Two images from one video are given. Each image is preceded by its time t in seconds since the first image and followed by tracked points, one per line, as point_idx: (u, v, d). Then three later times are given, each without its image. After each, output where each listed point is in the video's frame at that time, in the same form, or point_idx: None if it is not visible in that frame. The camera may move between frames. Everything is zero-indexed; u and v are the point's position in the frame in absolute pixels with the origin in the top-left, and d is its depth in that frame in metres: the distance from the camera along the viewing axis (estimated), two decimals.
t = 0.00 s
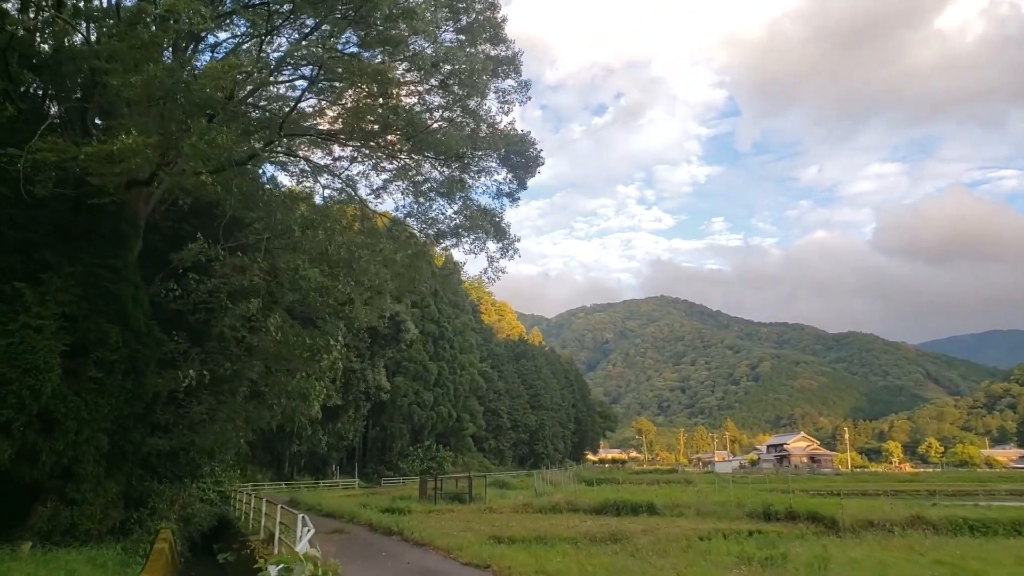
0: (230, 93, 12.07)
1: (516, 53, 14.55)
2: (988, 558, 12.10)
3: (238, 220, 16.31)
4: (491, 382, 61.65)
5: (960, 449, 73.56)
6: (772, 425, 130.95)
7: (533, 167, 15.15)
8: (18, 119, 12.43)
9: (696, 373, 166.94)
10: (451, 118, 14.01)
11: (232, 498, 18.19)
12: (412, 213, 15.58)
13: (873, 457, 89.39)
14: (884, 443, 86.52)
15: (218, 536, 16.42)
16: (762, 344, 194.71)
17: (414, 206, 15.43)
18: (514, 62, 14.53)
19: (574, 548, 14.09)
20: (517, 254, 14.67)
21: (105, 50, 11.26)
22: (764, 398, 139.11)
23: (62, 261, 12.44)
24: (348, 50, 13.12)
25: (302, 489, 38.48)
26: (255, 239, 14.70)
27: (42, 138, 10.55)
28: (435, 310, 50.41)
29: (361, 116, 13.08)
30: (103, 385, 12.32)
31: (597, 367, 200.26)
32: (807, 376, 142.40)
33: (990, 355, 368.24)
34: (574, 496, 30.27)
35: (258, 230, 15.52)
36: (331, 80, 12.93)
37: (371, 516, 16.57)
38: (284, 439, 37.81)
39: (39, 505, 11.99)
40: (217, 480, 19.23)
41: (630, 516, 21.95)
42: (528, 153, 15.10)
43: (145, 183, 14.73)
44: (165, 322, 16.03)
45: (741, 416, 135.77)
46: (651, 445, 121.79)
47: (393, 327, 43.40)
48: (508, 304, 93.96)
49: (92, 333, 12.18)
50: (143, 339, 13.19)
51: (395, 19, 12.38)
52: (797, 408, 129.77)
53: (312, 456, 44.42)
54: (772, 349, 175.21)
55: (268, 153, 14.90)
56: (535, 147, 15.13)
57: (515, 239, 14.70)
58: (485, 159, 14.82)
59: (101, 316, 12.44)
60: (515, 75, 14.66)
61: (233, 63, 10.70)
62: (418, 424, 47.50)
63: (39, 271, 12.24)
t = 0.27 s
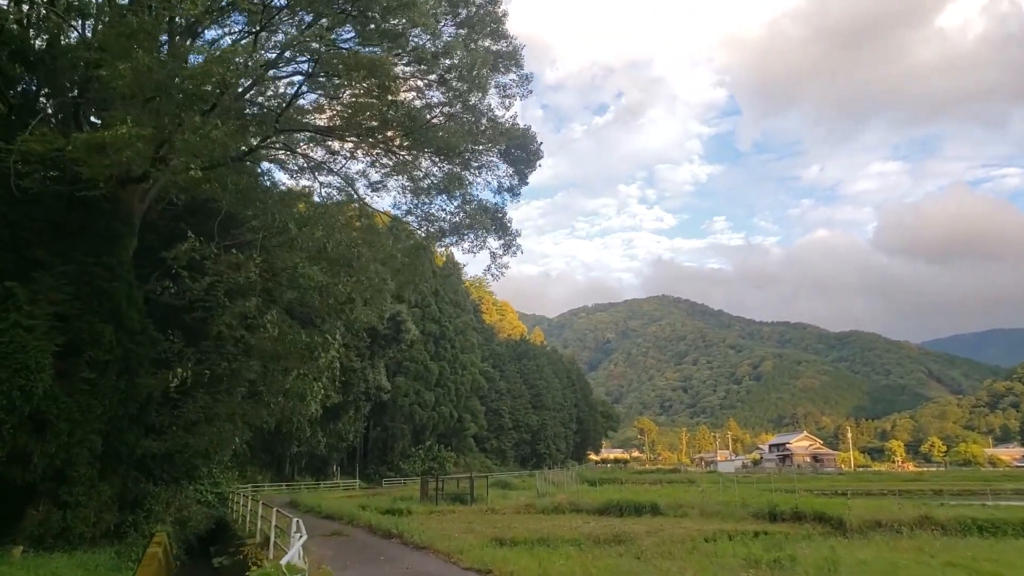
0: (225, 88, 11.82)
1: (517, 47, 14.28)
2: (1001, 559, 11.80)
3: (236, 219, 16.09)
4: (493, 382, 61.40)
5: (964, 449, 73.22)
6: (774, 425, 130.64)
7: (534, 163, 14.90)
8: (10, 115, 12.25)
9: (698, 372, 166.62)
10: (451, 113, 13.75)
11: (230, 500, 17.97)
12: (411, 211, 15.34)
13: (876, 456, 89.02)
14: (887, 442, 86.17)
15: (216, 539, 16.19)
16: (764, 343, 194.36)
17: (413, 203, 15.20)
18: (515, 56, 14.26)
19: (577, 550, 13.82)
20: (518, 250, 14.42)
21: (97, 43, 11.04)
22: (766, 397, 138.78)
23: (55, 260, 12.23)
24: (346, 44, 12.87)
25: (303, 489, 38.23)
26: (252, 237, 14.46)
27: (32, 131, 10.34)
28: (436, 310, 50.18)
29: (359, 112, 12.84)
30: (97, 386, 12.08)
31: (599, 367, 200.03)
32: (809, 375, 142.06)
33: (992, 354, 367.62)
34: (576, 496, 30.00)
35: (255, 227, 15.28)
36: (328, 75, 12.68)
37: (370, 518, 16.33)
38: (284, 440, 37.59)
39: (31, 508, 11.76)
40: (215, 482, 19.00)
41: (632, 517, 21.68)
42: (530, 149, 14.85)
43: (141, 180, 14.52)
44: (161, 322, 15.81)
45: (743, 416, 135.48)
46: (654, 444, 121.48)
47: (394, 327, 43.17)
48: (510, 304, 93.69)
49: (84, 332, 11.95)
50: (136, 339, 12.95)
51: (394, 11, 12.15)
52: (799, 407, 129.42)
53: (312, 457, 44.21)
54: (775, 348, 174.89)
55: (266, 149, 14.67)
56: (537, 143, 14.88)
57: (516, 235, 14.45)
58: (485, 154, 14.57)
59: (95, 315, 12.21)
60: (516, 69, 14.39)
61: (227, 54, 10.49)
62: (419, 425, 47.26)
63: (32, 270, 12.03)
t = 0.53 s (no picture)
0: (221, 79, 11.61)
1: (520, 38, 14.02)
2: (1015, 559, 11.55)
3: (234, 213, 15.86)
4: (495, 380, 61.20)
5: (969, 447, 72.92)
6: (778, 424, 130.31)
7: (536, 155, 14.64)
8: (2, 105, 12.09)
9: (701, 371, 166.28)
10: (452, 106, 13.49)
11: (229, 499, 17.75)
12: (412, 206, 15.11)
13: (880, 455, 88.70)
14: (891, 441, 85.89)
15: (214, 538, 15.98)
16: (767, 342, 194.01)
17: (414, 198, 14.96)
18: (517, 48, 14.01)
19: (581, 550, 13.58)
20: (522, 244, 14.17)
21: (92, 33, 10.83)
22: (769, 396, 138.46)
23: (49, 255, 12.02)
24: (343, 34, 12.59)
25: (305, 489, 38.01)
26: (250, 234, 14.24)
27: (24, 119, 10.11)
28: (438, 308, 49.99)
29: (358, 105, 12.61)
30: (92, 383, 11.85)
31: (602, 366, 199.78)
32: (813, 374, 141.72)
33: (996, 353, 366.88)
34: (580, 495, 29.77)
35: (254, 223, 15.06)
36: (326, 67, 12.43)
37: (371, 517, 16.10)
38: (285, 438, 37.38)
39: (25, 507, 11.54)
40: (214, 481, 18.78)
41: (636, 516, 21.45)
42: (532, 141, 14.59)
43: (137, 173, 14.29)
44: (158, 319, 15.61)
45: (747, 415, 135.16)
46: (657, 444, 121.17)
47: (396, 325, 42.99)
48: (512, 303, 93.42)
49: (79, 327, 11.74)
50: (133, 335, 12.74)
51: None
52: (802, 406, 129.07)
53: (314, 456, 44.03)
54: (778, 347, 174.54)
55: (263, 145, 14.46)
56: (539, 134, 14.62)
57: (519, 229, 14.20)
58: (486, 146, 14.32)
59: (90, 311, 11.99)
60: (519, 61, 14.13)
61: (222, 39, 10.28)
62: (421, 424, 47.06)
63: (25, 265, 11.83)
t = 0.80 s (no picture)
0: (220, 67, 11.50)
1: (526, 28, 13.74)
2: None
3: (236, 208, 15.64)
4: (501, 379, 60.96)
5: (977, 447, 72.48)
6: (784, 423, 129.84)
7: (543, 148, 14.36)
8: None
9: (707, 371, 165.81)
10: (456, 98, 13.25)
11: (230, 499, 17.54)
12: (417, 202, 14.87)
13: (888, 455, 88.27)
14: (899, 441, 85.46)
15: (215, 537, 15.78)
16: (773, 341, 193.46)
17: (419, 194, 14.73)
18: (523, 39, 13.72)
19: (588, 551, 13.33)
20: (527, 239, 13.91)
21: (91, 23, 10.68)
22: (776, 396, 138.00)
23: (47, 249, 11.81)
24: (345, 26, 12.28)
25: (309, 488, 37.80)
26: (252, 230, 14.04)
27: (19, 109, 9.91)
28: (443, 307, 49.78)
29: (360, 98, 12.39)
30: (91, 380, 11.64)
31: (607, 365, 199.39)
32: (819, 374, 141.20)
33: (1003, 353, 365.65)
34: (586, 495, 29.53)
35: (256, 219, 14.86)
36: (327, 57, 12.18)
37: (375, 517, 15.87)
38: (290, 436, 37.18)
39: (23, 507, 11.32)
40: (216, 480, 18.57)
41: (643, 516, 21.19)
42: (538, 133, 14.30)
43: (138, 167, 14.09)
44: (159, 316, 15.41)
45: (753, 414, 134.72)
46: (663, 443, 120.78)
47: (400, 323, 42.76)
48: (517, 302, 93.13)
49: (78, 323, 11.52)
50: (133, 331, 12.52)
51: None
52: (809, 406, 128.60)
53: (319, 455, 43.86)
54: (784, 347, 174.01)
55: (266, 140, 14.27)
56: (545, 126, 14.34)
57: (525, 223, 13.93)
58: (491, 139, 14.06)
59: (88, 307, 11.77)
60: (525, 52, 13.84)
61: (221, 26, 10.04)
62: (426, 423, 46.85)
63: (23, 260, 11.61)
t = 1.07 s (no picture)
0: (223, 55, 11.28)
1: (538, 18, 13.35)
2: None
3: (241, 204, 15.42)
4: (508, 379, 60.74)
5: (989, 448, 71.98)
6: (793, 424, 129.34)
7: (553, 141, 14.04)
8: None
9: (716, 371, 165.25)
10: (463, 88, 12.99)
11: (236, 499, 17.33)
12: (425, 197, 14.61)
13: (898, 455, 87.74)
14: (909, 441, 84.94)
15: (220, 538, 15.57)
16: (781, 341, 192.80)
17: (427, 189, 14.47)
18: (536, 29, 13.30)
19: (599, 552, 13.09)
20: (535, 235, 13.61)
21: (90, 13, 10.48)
22: (784, 396, 137.44)
23: (48, 245, 11.59)
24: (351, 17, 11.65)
25: (316, 487, 37.60)
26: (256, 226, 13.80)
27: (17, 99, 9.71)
28: (450, 305, 49.56)
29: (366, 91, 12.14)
30: (92, 378, 11.42)
31: (615, 365, 199.08)
32: (829, 373, 140.59)
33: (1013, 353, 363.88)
34: (596, 495, 29.26)
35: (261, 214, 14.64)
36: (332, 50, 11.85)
37: (382, 517, 15.61)
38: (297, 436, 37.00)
39: (23, 507, 11.08)
40: (221, 480, 18.36)
41: (653, 517, 20.92)
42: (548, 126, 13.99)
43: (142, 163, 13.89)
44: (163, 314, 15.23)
45: (761, 414, 134.25)
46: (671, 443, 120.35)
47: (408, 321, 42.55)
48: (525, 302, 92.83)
49: (80, 320, 11.29)
50: (135, 328, 12.31)
51: None
52: (818, 406, 128.03)
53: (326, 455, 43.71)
54: (793, 347, 173.37)
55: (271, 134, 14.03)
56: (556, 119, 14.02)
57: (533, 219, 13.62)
58: (500, 132, 13.78)
59: (90, 304, 11.52)
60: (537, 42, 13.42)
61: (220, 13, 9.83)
62: (434, 422, 46.64)
63: (23, 256, 11.39)
